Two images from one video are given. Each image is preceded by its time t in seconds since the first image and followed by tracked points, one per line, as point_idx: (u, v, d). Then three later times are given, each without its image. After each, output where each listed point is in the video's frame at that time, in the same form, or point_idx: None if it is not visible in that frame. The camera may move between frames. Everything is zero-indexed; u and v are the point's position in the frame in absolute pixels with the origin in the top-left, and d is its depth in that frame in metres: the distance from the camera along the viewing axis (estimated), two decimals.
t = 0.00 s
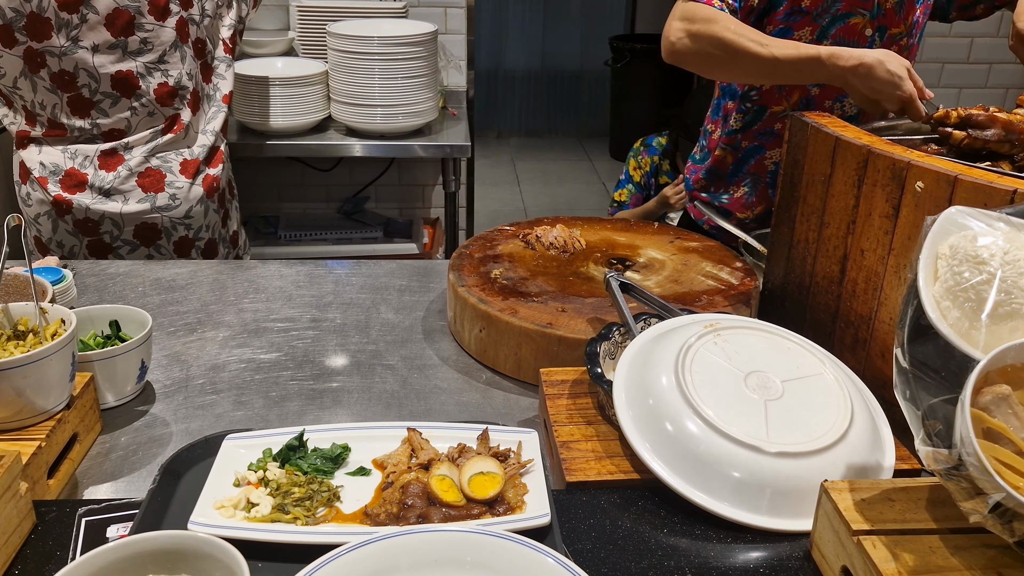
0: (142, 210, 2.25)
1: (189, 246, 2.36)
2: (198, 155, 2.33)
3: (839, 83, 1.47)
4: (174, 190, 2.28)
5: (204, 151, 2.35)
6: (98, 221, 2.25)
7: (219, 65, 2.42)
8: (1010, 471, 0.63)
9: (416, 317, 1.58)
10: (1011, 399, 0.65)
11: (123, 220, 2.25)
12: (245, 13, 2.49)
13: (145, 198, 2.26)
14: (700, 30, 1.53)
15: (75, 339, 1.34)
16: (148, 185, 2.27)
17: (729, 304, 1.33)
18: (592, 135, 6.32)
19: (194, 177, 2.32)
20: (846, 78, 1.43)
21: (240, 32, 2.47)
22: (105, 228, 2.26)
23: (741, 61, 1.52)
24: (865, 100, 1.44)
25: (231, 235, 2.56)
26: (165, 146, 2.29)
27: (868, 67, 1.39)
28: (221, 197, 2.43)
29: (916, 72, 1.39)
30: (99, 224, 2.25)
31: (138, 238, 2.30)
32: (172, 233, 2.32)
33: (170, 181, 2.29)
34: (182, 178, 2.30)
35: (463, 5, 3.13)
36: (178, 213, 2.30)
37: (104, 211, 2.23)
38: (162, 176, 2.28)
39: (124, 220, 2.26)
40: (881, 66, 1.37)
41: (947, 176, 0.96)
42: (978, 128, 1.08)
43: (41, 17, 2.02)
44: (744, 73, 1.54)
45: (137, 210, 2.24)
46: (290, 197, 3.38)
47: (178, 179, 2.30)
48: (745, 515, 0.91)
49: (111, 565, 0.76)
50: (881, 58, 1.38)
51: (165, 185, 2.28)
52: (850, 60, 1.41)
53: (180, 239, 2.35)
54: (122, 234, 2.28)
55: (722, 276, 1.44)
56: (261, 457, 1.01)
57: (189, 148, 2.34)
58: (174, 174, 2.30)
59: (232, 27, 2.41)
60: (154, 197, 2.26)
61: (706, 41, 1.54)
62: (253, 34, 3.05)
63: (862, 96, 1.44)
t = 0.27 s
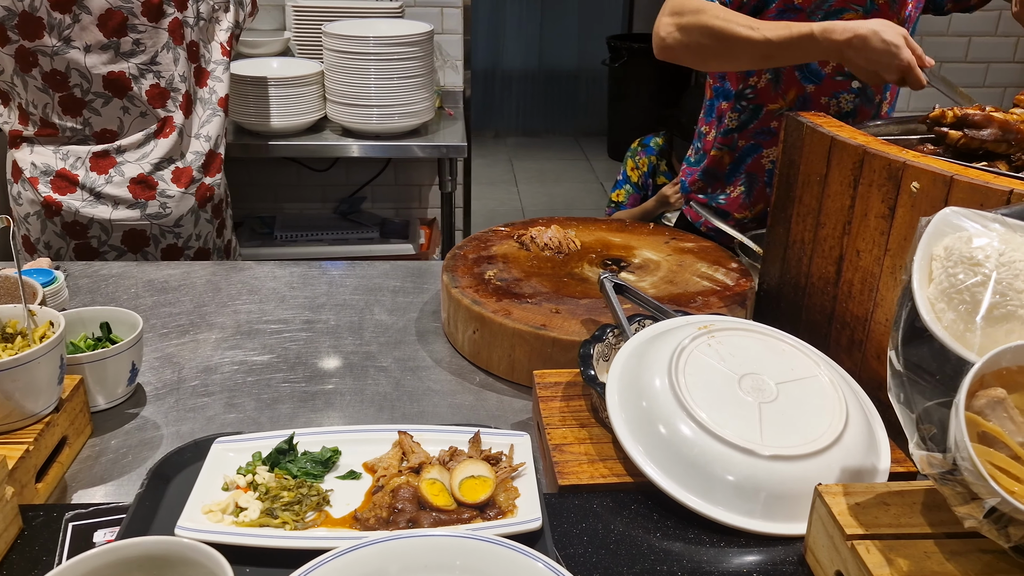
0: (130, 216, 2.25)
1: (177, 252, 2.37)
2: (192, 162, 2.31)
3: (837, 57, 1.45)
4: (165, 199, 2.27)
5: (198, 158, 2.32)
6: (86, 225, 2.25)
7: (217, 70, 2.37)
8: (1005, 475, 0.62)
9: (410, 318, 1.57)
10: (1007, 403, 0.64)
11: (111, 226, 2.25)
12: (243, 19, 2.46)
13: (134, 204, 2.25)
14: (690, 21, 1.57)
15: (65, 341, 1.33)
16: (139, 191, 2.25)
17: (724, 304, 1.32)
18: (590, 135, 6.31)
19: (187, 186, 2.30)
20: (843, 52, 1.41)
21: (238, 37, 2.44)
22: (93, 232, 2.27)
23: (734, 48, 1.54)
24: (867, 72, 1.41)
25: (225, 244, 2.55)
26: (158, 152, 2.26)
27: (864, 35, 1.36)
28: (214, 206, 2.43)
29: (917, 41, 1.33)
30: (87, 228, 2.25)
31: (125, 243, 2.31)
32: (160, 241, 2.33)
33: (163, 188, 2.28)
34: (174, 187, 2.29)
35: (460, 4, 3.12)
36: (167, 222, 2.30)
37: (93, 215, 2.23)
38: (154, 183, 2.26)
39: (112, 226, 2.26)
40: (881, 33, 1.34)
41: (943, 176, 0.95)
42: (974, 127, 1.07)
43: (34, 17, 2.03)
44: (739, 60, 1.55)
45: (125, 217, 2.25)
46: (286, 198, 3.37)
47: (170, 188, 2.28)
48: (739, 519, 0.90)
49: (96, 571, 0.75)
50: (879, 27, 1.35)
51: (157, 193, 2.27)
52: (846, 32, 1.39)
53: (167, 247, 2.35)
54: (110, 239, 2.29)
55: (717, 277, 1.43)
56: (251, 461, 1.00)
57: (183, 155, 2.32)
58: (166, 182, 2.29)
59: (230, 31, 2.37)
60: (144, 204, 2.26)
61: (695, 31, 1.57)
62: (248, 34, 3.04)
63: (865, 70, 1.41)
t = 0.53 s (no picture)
0: (119, 219, 2.24)
1: (169, 254, 2.38)
2: (182, 165, 2.31)
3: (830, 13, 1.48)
4: (157, 202, 2.26)
5: (187, 161, 2.33)
6: (77, 227, 2.26)
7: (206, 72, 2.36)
8: (997, 477, 0.62)
9: (401, 319, 1.56)
10: (998, 403, 0.63)
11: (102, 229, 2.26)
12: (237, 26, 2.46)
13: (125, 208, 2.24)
14: None
15: (53, 343, 1.32)
16: (131, 195, 2.24)
17: (716, 304, 1.31)
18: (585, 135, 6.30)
19: (178, 188, 2.30)
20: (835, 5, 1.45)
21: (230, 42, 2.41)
22: (84, 234, 2.28)
23: (721, 11, 1.55)
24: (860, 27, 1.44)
25: (219, 241, 2.55)
26: (149, 155, 2.25)
27: None
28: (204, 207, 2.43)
29: None
30: (78, 230, 2.26)
31: (116, 246, 2.32)
32: (151, 243, 2.34)
33: (154, 191, 2.26)
34: (165, 189, 2.27)
35: (453, 4, 3.11)
36: (159, 225, 2.30)
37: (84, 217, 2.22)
38: (145, 185, 2.25)
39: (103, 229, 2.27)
40: None
41: (935, 174, 0.94)
42: (966, 125, 1.07)
43: (25, 17, 2.01)
44: (726, 23, 1.57)
45: (114, 220, 2.24)
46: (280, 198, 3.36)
47: (161, 190, 2.27)
48: (730, 521, 0.89)
49: None
50: None
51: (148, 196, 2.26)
52: None
53: (159, 249, 2.36)
54: (101, 242, 2.30)
55: (710, 277, 1.42)
56: (238, 464, 0.99)
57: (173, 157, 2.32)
58: (157, 184, 2.27)
59: (219, 36, 2.36)
60: (136, 207, 2.24)
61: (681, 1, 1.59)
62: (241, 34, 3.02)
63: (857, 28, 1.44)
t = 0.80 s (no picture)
0: (109, 218, 2.20)
1: (159, 254, 2.33)
2: (166, 159, 2.26)
3: (782, 38, 1.51)
4: (144, 199, 2.22)
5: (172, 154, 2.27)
6: (65, 227, 2.21)
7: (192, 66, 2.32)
8: (990, 480, 0.62)
9: (391, 321, 1.55)
10: (991, 406, 0.63)
11: (90, 228, 2.21)
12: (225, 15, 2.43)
13: (114, 205, 2.21)
14: (638, 10, 1.66)
15: (38, 347, 1.30)
16: (118, 192, 2.21)
17: (707, 306, 1.31)
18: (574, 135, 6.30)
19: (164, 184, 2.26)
20: (786, 31, 1.48)
21: (217, 35, 2.39)
22: (72, 234, 2.23)
23: (680, 33, 1.61)
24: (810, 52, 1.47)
25: (207, 237, 2.52)
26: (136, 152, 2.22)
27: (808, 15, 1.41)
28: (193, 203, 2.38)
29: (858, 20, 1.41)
30: (65, 230, 2.21)
31: (105, 245, 2.27)
32: (141, 242, 2.28)
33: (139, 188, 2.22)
34: (151, 185, 2.24)
35: (442, 4, 3.10)
36: (147, 222, 2.25)
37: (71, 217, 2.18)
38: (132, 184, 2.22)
39: (91, 228, 2.22)
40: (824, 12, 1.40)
41: (925, 175, 0.94)
42: (956, 126, 1.07)
43: (8, 16, 1.98)
44: (684, 43, 1.63)
45: (104, 218, 2.19)
46: (269, 199, 3.34)
47: (147, 186, 2.23)
48: (723, 524, 0.89)
49: None
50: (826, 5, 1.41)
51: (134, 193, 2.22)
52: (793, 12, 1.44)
53: (149, 247, 2.31)
54: (89, 241, 2.24)
55: (700, 278, 1.42)
56: (226, 469, 0.97)
57: (156, 151, 2.26)
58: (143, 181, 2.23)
59: (208, 28, 2.32)
60: (123, 205, 2.21)
61: (643, 19, 1.65)
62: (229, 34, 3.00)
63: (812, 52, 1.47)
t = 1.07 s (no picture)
0: (98, 222, 2.18)
1: (147, 258, 2.30)
2: (158, 164, 2.25)
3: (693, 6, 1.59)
4: (132, 203, 2.20)
5: (163, 160, 2.25)
6: (52, 232, 2.17)
7: (180, 71, 2.32)
8: (985, 485, 0.62)
9: (382, 324, 1.54)
10: (986, 410, 0.63)
11: (78, 233, 2.18)
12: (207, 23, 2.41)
13: (102, 210, 2.18)
14: None
15: (25, 352, 1.28)
16: (105, 196, 2.18)
17: (699, 308, 1.31)
18: (564, 136, 6.30)
19: (153, 189, 2.23)
20: None
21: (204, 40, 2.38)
22: (59, 239, 2.19)
23: (596, 11, 1.69)
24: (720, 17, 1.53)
25: (196, 243, 2.50)
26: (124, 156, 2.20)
27: None
28: (182, 207, 2.36)
29: None
30: (52, 235, 2.18)
31: (93, 250, 2.24)
32: (129, 246, 2.25)
33: (128, 193, 2.20)
34: (140, 190, 2.21)
35: (431, 5, 3.10)
36: (135, 226, 2.22)
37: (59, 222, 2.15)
38: (120, 188, 2.19)
39: (79, 232, 2.19)
40: None
41: (916, 178, 0.94)
42: (947, 129, 1.07)
43: None
44: (603, 21, 1.71)
45: (93, 222, 2.17)
46: (258, 201, 3.32)
47: (136, 191, 2.21)
48: (716, 529, 0.89)
49: None
50: None
51: (123, 198, 2.20)
52: None
53: (137, 252, 2.28)
54: (77, 245, 2.22)
55: (692, 280, 1.42)
56: (217, 476, 0.96)
57: (148, 158, 2.25)
58: (131, 185, 2.21)
59: (195, 34, 2.31)
60: (111, 210, 2.19)
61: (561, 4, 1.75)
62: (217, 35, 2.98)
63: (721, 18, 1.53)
